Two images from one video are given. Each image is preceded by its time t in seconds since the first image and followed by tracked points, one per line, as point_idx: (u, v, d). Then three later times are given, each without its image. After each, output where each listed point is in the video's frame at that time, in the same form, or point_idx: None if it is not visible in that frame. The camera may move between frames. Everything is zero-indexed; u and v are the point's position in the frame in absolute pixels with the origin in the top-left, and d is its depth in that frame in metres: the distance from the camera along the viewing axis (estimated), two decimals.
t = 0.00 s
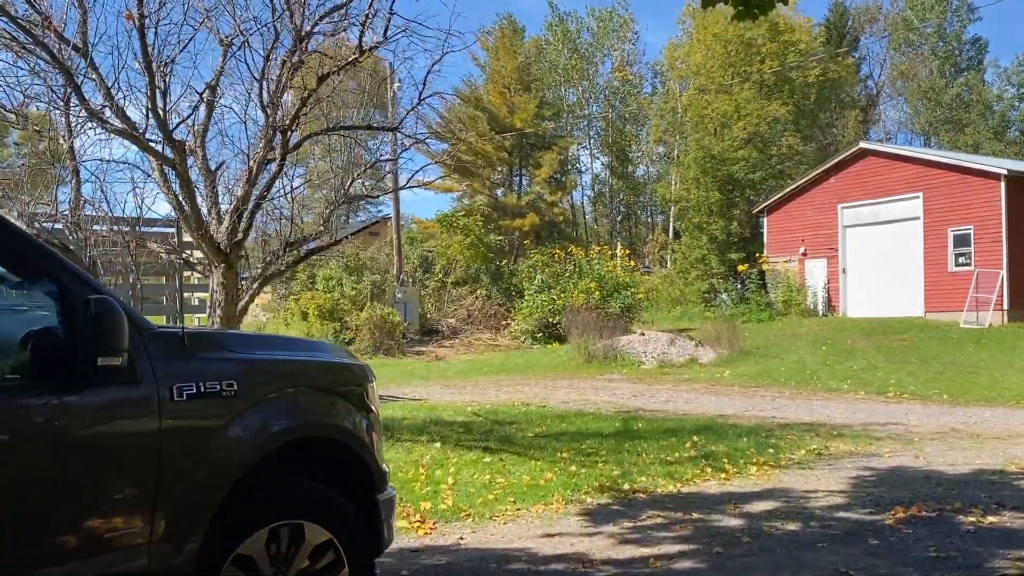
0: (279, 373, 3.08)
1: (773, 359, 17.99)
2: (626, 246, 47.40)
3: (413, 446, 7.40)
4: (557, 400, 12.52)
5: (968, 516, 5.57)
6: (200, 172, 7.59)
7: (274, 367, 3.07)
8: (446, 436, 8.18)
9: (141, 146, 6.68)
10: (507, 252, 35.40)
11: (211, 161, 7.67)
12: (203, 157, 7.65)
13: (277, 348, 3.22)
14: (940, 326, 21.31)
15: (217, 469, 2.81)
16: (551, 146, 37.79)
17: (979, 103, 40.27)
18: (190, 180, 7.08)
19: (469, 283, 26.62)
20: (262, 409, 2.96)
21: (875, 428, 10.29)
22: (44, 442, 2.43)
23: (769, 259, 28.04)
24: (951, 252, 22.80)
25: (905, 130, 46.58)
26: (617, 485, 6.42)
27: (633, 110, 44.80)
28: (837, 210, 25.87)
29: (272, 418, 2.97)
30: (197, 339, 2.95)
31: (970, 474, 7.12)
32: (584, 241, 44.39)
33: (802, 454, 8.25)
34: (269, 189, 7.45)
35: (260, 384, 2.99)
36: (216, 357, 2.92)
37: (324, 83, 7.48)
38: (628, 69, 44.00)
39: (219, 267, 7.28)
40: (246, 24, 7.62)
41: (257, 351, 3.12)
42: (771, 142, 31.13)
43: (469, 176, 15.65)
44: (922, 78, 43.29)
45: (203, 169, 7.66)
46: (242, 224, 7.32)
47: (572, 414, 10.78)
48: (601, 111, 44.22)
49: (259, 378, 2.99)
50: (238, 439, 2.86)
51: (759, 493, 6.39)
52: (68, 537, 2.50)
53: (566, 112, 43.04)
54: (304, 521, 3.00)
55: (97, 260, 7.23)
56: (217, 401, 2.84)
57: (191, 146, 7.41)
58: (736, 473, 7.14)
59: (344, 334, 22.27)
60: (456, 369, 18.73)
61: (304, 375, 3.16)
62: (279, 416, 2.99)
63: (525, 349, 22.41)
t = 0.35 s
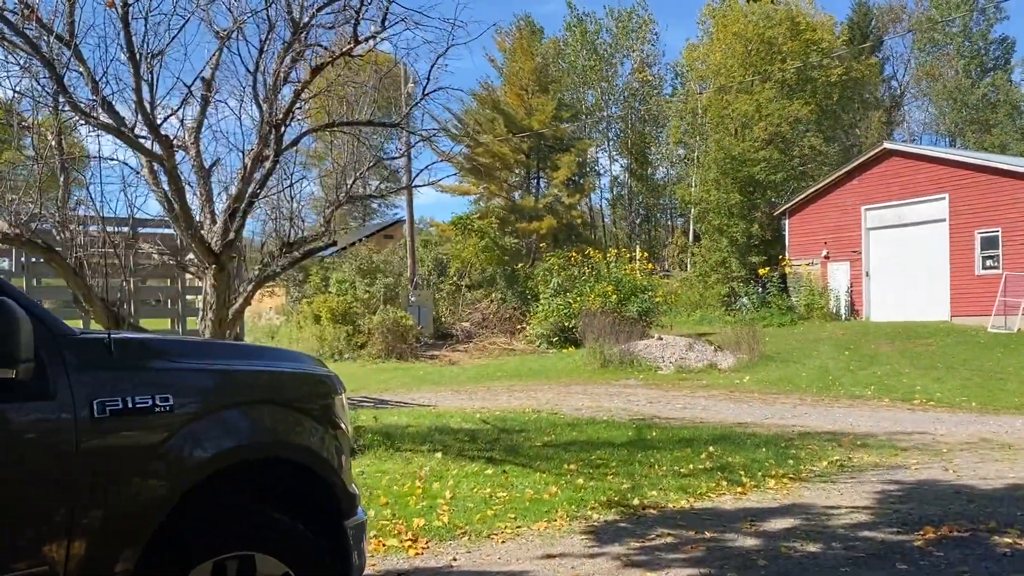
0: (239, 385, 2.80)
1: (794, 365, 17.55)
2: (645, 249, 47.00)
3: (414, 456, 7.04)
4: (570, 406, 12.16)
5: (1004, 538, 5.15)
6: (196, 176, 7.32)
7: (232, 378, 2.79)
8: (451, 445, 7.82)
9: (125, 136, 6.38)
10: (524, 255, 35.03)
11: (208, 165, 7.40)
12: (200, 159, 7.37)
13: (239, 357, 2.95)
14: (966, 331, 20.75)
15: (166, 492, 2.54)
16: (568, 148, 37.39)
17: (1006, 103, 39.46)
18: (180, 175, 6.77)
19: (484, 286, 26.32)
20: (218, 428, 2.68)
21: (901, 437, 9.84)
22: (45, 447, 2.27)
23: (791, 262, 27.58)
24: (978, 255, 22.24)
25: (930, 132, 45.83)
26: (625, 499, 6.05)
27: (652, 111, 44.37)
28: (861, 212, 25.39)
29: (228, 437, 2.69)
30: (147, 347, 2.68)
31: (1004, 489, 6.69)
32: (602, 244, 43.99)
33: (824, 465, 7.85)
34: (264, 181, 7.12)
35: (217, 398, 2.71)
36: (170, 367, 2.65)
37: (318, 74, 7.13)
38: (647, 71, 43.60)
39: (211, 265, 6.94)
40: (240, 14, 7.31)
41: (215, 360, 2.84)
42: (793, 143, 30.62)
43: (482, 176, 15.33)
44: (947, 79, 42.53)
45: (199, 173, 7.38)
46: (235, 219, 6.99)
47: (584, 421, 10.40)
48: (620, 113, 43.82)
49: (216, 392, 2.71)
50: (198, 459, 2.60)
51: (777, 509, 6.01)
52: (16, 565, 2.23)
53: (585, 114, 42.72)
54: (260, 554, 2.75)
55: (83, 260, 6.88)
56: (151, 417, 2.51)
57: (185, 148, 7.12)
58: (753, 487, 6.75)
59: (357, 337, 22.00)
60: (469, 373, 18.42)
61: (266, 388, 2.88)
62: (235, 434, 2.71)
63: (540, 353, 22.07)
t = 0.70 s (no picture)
0: (187, 389, 2.53)
1: (811, 363, 17.15)
2: (661, 245, 46.56)
3: (411, 458, 6.73)
4: (579, 405, 11.83)
5: None
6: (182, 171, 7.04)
7: (182, 379, 2.52)
8: (452, 446, 7.50)
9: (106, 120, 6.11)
10: (539, 251, 34.65)
11: (197, 159, 7.13)
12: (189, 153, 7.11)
13: (189, 357, 2.67)
14: (990, 329, 20.23)
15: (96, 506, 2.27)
16: (585, 143, 36.90)
17: None
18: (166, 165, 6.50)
19: (498, 283, 25.99)
20: (169, 435, 2.41)
21: (924, 440, 9.42)
22: (35, 451, 2.16)
23: (810, 258, 27.18)
24: (1002, 252, 21.67)
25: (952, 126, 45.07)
26: (629, 506, 5.70)
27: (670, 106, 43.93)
28: (881, 207, 24.92)
29: (174, 445, 2.40)
30: (84, 344, 2.40)
31: None
32: (618, 240, 43.52)
33: (841, 470, 7.49)
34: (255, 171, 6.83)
35: (165, 400, 2.45)
36: (110, 368, 2.38)
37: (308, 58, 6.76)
38: (665, 65, 43.16)
39: (197, 259, 6.63)
40: None
41: (161, 359, 2.56)
42: (812, 136, 30.10)
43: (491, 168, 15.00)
44: (970, 73, 41.74)
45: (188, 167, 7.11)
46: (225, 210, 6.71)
47: (594, 421, 10.07)
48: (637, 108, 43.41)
49: (159, 395, 2.44)
50: (158, 467, 2.36)
51: (792, 517, 5.67)
52: None
53: (602, 108, 42.34)
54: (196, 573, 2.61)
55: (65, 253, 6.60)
56: (60, 426, 2.20)
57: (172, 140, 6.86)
58: (766, 493, 6.40)
59: (367, 333, 21.71)
60: (480, 371, 18.11)
61: (217, 392, 2.61)
62: (187, 441, 2.43)
63: (553, 351, 21.78)
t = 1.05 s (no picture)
0: (133, 386, 2.26)
1: (826, 357, 16.76)
2: (675, 238, 46.10)
3: (401, 454, 6.42)
4: (585, 400, 11.50)
5: None
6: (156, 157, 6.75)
7: (128, 374, 2.25)
8: (447, 442, 7.19)
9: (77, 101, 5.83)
10: (550, 243, 34.28)
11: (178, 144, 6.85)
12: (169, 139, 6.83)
13: (122, 346, 2.39)
14: (1009, 323, 19.76)
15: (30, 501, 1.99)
16: (597, 135, 36.40)
17: None
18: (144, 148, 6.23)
19: (507, 274, 25.66)
20: (105, 432, 2.13)
21: (940, 437, 9.05)
22: None
23: (825, 250, 26.79)
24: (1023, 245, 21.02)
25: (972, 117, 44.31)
26: (628, 507, 5.39)
27: (684, 97, 43.46)
28: (897, 198, 24.46)
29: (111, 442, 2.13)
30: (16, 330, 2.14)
31: None
32: (631, 232, 43.15)
33: (854, 468, 7.15)
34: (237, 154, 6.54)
35: (112, 396, 2.19)
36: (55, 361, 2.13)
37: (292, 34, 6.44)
38: (679, 55, 42.68)
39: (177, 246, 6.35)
40: None
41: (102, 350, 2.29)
42: (829, 126, 29.61)
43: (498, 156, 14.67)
44: (990, 63, 41.01)
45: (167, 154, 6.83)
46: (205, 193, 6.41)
47: (598, 416, 9.75)
48: (651, 99, 42.96)
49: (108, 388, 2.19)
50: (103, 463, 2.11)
51: (801, 520, 5.34)
52: None
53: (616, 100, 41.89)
54: None
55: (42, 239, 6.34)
56: None
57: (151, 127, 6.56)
58: (774, 493, 6.08)
59: (375, 326, 21.45)
60: (487, 364, 17.80)
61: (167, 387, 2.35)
62: (109, 447, 2.13)
63: (563, 344, 21.47)
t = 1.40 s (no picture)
0: (79, 398, 2.07)
1: (838, 351, 16.43)
2: (688, 228, 45.73)
3: (393, 453, 6.15)
4: (590, 393, 11.23)
5: None
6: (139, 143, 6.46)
7: (72, 385, 2.06)
8: (443, 440, 6.91)
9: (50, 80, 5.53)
10: (561, 234, 33.94)
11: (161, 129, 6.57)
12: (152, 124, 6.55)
13: (59, 355, 2.18)
14: None
15: None
16: (609, 124, 35.94)
17: None
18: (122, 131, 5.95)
19: (516, 265, 25.42)
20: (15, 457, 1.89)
21: (959, 437, 8.69)
22: None
23: (839, 241, 26.41)
24: None
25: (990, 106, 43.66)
26: (627, 513, 5.09)
27: (698, 86, 43.07)
28: (913, 189, 24.02)
29: (24, 466, 1.90)
30: None
31: None
32: (642, 223, 42.74)
33: (868, 470, 6.85)
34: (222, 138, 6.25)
35: (49, 407, 2.00)
36: None
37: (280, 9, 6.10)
38: (692, 45, 42.25)
39: (158, 233, 6.06)
40: None
41: (46, 357, 2.12)
42: (844, 115, 29.15)
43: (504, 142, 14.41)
44: (1008, 51, 40.36)
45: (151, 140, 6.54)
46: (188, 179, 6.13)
47: (604, 411, 9.44)
48: (664, 89, 42.59)
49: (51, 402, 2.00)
50: (23, 482, 1.90)
51: (811, 528, 5.04)
52: None
53: (629, 89, 41.49)
54: None
55: (18, 226, 6.07)
56: None
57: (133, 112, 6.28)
58: (783, 498, 5.77)
59: (381, 316, 21.20)
60: (493, 355, 17.55)
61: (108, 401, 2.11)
62: (28, 465, 1.91)
63: (571, 335, 21.20)
